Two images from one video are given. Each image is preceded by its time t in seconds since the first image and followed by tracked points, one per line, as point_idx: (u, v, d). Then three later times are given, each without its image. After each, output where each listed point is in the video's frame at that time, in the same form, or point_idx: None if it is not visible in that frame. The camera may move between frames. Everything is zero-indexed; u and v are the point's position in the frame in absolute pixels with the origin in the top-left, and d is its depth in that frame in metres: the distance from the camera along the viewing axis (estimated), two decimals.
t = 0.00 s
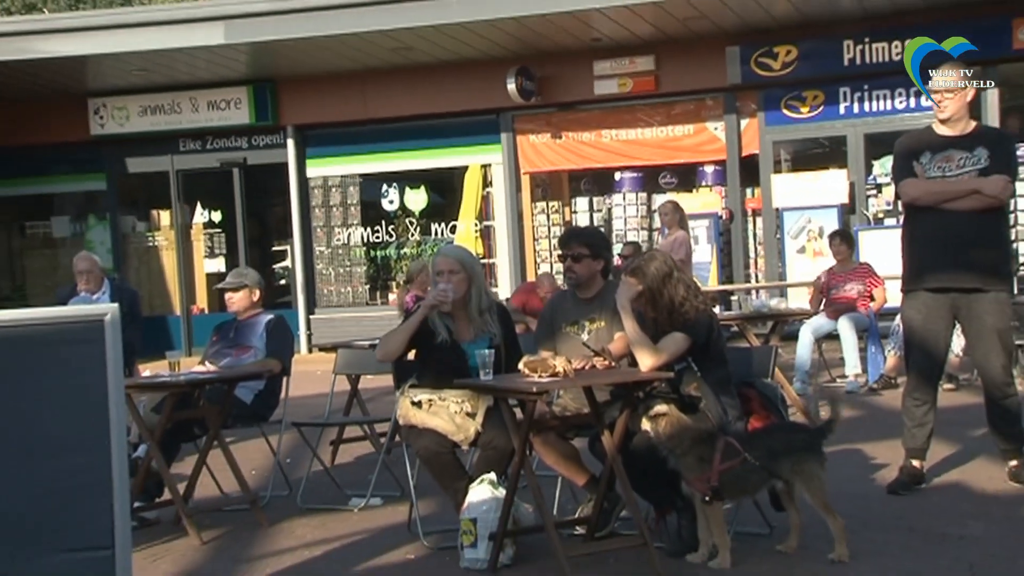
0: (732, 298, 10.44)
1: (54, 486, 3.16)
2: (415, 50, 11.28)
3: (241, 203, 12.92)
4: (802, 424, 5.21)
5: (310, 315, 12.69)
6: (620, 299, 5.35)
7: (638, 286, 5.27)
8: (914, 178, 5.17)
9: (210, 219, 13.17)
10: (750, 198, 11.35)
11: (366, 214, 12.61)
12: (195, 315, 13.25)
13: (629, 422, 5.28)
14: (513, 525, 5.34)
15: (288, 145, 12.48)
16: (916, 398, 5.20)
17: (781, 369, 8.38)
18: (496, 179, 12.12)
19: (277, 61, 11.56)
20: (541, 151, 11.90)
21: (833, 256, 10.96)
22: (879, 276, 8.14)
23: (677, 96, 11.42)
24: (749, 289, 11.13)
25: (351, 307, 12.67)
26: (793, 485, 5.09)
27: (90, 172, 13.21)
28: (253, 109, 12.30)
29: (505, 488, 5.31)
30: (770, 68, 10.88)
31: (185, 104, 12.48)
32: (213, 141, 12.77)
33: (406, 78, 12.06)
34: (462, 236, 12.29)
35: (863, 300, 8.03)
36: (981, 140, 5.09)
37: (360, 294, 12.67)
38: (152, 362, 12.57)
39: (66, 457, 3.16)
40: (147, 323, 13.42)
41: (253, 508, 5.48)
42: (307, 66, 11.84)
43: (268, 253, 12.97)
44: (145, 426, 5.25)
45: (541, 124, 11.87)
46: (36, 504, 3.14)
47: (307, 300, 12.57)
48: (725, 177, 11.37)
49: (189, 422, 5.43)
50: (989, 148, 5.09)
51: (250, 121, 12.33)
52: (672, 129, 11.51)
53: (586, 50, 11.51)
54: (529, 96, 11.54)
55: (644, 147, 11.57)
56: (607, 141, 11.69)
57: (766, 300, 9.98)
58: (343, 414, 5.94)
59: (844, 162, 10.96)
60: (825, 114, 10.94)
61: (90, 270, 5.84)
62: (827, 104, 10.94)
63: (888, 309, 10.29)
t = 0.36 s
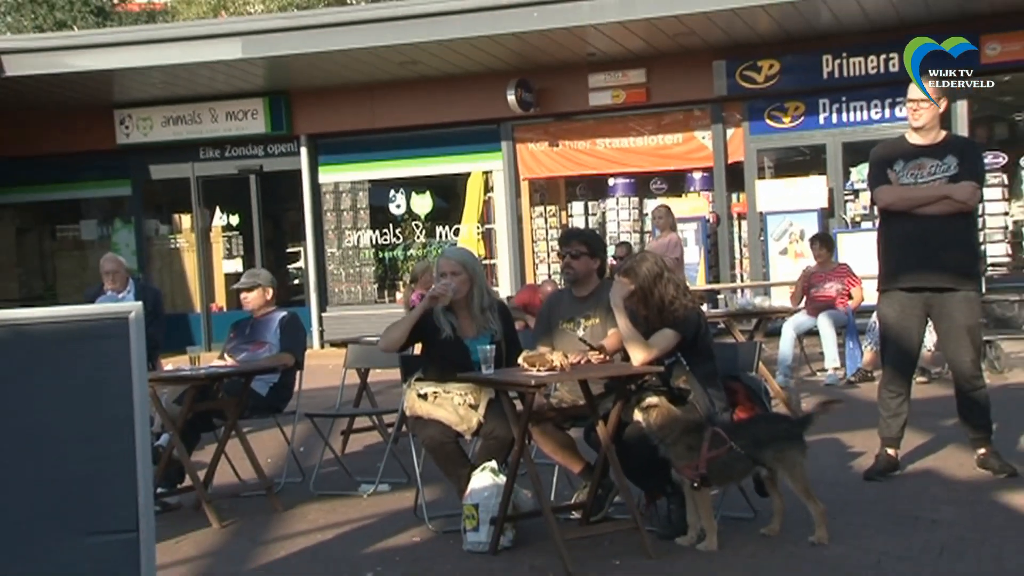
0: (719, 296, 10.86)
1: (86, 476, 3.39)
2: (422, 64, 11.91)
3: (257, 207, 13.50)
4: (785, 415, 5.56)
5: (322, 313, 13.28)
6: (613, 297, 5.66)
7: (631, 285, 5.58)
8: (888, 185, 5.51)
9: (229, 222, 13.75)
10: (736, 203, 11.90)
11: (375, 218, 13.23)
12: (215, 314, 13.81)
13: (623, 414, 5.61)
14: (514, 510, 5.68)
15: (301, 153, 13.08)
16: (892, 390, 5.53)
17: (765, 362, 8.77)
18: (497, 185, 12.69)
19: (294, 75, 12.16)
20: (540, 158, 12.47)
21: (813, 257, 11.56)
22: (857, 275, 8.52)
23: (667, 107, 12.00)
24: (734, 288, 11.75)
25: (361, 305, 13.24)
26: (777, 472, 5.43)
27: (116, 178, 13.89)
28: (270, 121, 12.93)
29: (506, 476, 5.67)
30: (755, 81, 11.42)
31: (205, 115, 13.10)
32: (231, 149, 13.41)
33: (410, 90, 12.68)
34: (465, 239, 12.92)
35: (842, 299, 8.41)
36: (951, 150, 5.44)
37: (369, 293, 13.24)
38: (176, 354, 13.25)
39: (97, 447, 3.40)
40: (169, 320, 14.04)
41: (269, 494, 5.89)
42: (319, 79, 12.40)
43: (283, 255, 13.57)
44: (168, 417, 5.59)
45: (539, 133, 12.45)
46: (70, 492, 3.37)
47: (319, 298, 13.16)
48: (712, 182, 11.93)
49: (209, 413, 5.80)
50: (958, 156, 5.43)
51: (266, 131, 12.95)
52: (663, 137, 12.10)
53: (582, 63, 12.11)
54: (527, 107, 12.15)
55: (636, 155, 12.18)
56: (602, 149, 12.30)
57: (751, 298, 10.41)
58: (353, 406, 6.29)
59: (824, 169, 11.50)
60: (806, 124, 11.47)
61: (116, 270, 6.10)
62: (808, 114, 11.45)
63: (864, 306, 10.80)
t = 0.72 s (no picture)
0: (707, 296, 11.31)
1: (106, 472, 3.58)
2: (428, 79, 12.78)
3: (272, 212, 14.51)
4: (768, 408, 5.91)
5: (333, 311, 14.28)
6: (607, 296, 6.00)
7: (623, 285, 5.92)
8: (865, 191, 5.87)
9: (245, 226, 14.80)
10: (722, 208, 12.69)
11: (382, 222, 14.16)
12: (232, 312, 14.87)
13: (616, 407, 5.95)
14: (513, 498, 6.03)
15: (313, 160, 14.04)
16: (869, 384, 5.89)
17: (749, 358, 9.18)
18: (497, 191, 13.58)
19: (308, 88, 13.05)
20: (537, 165, 13.33)
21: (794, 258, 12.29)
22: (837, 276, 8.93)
23: (658, 118, 12.80)
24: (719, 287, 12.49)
25: (370, 304, 14.24)
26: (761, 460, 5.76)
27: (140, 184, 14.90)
28: (283, 130, 13.89)
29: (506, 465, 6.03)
30: (739, 93, 12.23)
31: (222, 125, 14.13)
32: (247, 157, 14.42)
33: (417, 102, 13.54)
34: (467, 242, 13.83)
35: (822, 298, 8.82)
36: (924, 158, 5.80)
37: (376, 292, 14.23)
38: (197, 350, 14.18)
39: (117, 443, 3.59)
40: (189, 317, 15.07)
41: (283, 482, 6.29)
42: (331, 91, 13.32)
43: (296, 257, 14.56)
44: (188, 410, 5.97)
45: (537, 142, 13.30)
46: (91, 487, 3.58)
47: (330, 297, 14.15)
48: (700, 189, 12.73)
49: (226, 407, 6.17)
50: (930, 165, 5.80)
51: (279, 140, 13.92)
52: (653, 146, 12.90)
53: (577, 76, 12.94)
54: (526, 117, 12.99)
55: (628, 162, 12.98)
56: (597, 157, 13.11)
57: (737, 297, 10.88)
58: (362, 399, 6.65)
59: (805, 176, 12.28)
60: (788, 134, 12.24)
61: (139, 271, 6.45)
62: (790, 124, 12.23)
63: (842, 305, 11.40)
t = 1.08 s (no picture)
0: (698, 294, 11.74)
1: (114, 462, 3.86)
2: (431, 91, 13.32)
3: (284, 216, 15.13)
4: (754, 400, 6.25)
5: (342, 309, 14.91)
6: (601, 296, 6.36)
7: (616, 285, 6.30)
8: (844, 197, 6.24)
9: (260, 230, 15.45)
10: (710, 212, 13.23)
11: (389, 225, 14.73)
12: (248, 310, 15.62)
13: (610, 400, 6.32)
14: (513, 485, 6.41)
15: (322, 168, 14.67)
16: (848, 378, 6.27)
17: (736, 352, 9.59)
18: (497, 196, 14.14)
19: (318, 100, 13.63)
20: (536, 172, 13.91)
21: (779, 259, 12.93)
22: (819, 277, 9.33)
23: (648, 127, 13.37)
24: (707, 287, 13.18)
25: (377, 303, 14.83)
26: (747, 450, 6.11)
27: (160, 191, 15.66)
28: (296, 138, 14.44)
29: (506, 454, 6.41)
30: (726, 104, 12.72)
31: (238, 136, 14.70)
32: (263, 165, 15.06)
33: (420, 112, 14.12)
34: (468, 244, 14.35)
35: (804, 297, 9.22)
36: (899, 165, 6.16)
37: (384, 292, 14.82)
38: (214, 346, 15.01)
39: (122, 435, 3.87)
40: (208, 316, 15.85)
41: (296, 470, 6.69)
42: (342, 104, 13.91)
43: (307, 259, 15.18)
44: (207, 402, 6.34)
45: (535, 150, 13.88)
46: (103, 477, 3.86)
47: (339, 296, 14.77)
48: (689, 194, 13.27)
49: (243, 399, 6.55)
50: (904, 171, 6.17)
51: (293, 148, 14.47)
52: (645, 154, 13.47)
53: (574, 87, 13.48)
54: (524, 127, 13.53)
55: (622, 169, 13.56)
56: (592, 164, 13.69)
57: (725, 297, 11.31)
58: (370, 392, 7.03)
59: (788, 182, 12.86)
60: (773, 142, 12.77)
61: (161, 271, 6.80)
62: (773, 133, 12.76)
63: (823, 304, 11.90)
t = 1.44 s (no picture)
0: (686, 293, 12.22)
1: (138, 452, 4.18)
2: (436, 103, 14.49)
3: (300, 220, 16.47)
4: (740, 394, 6.61)
5: (354, 307, 16.18)
6: (596, 296, 6.75)
7: (610, 285, 6.67)
8: (824, 202, 6.62)
9: (274, 233, 16.85)
10: (698, 216, 14.36)
11: (395, 228, 16.00)
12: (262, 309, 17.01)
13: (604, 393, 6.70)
14: (512, 475, 6.80)
15: (335, 174, 15.89)
16: (828, 372, 6.64)
17: (722, 348, 10.01)
18: (497, 201, 15.34)
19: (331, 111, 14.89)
20: (534, 178, 15.08)
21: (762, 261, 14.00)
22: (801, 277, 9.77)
23: (640, 136, 14.48)
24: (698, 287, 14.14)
25: (385, 301, 16.13)
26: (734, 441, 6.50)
27: (178, 196, 17.00)
28: (307, 146, 15.76)
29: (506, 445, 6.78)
30: (714, 114, 13.90)
31: (253, 144, 16.06)
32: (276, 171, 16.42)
33: (429, 122, 15.32)
34: (472, 246, 15.63)
35: (787, 296, 9.63)
36: (877, 172, 6.52)
37: (391, 291, 16.11)
38: (230, 343, 16.39)
39: (142, 429, 4.19)
40: (224, 314, 17.24)
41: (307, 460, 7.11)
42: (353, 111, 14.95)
43: (320, 260, 16.56)
44: (223, 395, 6.73)
45: (534, 157, 15.04)
46: (128, 466, 4.17)
47: (350, 295, 16.07)
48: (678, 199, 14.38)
49: (257, 393, 6.94)
50: (881, 178, 6.53)
51: (305, 155, 15.80)
52: (636, 161, 14.59)
53: (569, 98, 14.65)
54: (525, 135, 14.70)
55: (614, 175, 14.70)
56: (587, 171, 14.83)
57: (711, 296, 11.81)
58: (377, 386, 7.43)
59: (770, 188, 13.89)
60: (755, 151, 13.87)
61: (180, 272, 7.16)
62: (756, 142, 13.86)
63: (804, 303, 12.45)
